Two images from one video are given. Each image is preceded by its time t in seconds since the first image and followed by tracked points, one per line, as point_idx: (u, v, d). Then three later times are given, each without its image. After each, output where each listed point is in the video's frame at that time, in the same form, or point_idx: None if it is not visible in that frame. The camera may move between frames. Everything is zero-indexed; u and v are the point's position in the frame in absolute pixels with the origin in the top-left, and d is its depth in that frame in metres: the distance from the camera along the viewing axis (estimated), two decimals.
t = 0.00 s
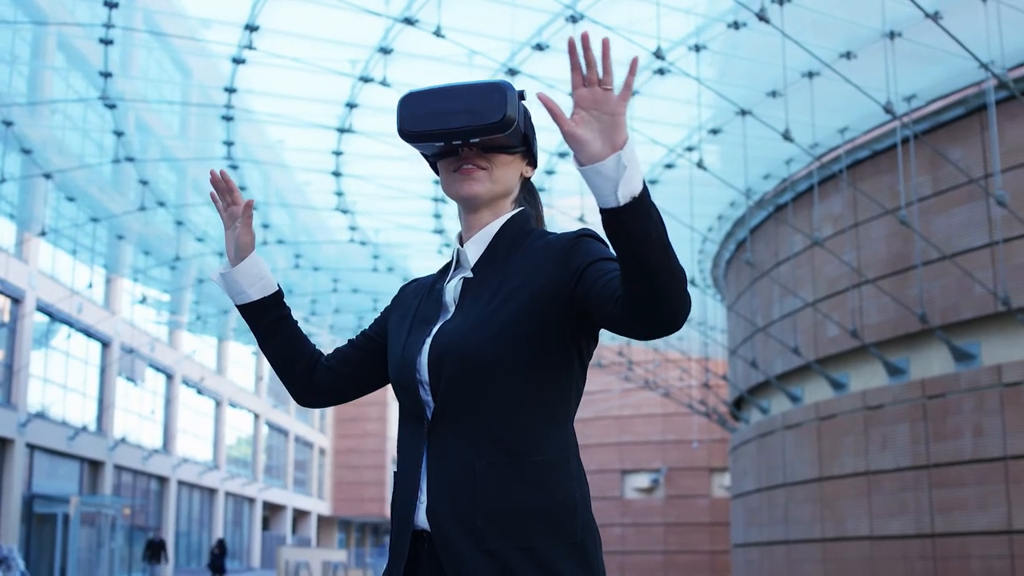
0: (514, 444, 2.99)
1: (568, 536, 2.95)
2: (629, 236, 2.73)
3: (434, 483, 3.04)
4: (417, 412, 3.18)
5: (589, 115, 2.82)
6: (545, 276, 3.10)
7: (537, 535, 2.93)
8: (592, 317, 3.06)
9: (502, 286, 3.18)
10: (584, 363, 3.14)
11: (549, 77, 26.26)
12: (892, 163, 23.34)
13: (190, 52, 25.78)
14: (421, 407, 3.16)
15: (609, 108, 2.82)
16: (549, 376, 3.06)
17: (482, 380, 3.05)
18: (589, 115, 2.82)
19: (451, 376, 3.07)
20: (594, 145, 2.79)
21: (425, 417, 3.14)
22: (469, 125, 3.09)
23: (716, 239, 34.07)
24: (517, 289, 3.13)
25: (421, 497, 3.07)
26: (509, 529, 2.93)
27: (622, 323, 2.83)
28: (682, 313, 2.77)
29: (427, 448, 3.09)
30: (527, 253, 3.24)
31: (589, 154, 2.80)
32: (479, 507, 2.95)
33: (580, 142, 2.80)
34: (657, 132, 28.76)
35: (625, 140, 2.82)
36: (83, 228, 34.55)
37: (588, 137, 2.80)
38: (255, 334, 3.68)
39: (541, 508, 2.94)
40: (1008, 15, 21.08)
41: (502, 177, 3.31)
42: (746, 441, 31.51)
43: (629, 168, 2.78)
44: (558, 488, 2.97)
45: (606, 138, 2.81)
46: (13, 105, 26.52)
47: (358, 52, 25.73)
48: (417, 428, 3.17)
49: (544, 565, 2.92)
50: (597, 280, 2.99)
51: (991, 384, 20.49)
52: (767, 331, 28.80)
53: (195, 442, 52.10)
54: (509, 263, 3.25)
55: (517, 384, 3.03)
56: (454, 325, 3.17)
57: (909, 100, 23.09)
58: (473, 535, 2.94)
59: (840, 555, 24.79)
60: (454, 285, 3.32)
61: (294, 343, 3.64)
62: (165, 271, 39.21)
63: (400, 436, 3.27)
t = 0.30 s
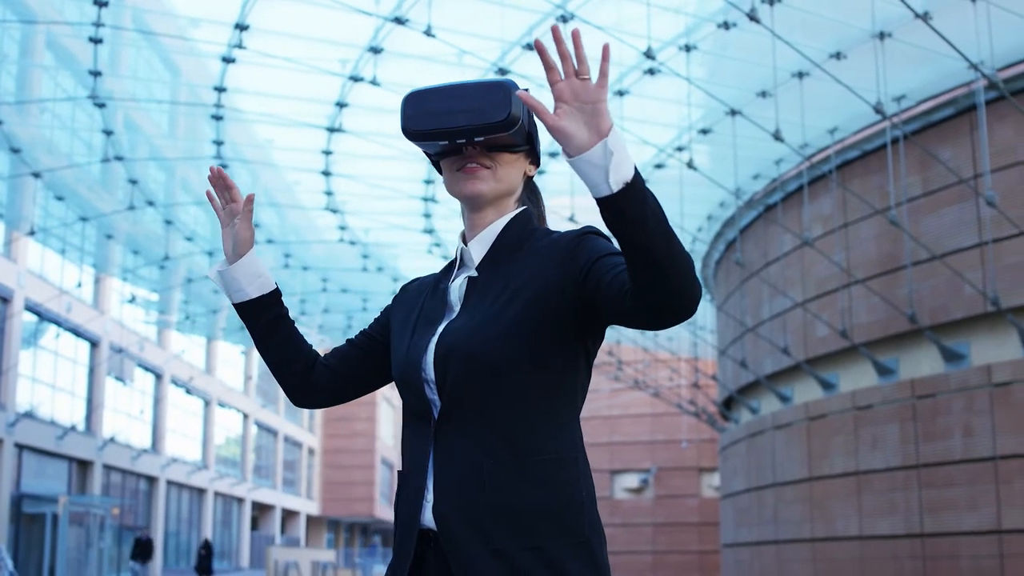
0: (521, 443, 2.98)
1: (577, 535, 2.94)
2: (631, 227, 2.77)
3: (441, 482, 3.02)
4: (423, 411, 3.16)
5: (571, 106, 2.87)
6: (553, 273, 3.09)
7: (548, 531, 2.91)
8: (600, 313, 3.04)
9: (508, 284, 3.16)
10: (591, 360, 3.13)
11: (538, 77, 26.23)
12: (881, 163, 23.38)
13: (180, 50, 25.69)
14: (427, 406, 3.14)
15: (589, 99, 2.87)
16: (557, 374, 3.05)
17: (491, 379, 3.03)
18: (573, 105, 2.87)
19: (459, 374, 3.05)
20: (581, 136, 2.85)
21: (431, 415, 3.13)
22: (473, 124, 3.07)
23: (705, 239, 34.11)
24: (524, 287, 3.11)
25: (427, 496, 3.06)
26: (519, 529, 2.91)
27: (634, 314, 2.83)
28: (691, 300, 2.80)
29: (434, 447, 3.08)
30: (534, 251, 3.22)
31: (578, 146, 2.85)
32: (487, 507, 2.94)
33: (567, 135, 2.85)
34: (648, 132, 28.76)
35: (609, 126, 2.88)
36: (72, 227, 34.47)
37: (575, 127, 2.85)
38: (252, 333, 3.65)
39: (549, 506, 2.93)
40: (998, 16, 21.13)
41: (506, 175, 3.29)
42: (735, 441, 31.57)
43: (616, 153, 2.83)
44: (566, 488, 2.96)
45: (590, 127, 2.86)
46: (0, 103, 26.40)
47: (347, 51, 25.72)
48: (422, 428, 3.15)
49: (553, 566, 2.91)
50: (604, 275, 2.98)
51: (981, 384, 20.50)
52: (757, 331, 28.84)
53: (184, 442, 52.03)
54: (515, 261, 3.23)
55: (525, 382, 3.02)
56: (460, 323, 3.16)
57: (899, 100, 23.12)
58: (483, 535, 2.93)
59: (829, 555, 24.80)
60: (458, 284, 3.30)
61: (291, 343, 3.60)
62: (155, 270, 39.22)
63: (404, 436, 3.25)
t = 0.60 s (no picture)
0: (532, 445, 3.05)
1: (587, 537, 3.01)
2: (649, 224, 2.83)
3: (451, 484, 3.08)
4: (432, 413, 3.22)
5: (577, 106, 2.92)
6: (562, 278, 3.14)
7: (558, 531, 2.98)
8: (611, 314, 3.10)
9: (518, 286, 3.21)
10: (600, 361, 3.19)
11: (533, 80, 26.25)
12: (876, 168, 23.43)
13: (174, 53, 25.64)
14: (437, 409, 3.20)
15: (599, 96, 2.92)
16: (567, 377, 3.11)
17: (502, 383, 3.09)
18: (580, 105, 2.92)
19: (470, 376, 3.11)
20: (589, 135, 2.89)
21: (441, 419, 3.19)
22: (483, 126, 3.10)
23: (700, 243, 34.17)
24: (533, 291, 3.16)
25: (438, 499, 3.12)
26: (530, 531, 2.98)
27: (648, 316, 2.90)
28: (711, 295, 2.86)
29: (445, 450, 3.13)
30: (543, 253, 3.27)
31: (587, 143, 2.89)
32: (499, 510, 3.01)
33: (575, 133, 2.89)
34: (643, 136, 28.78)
35: (616, 123, 2.92)
36: (66, 229, 34.42)
37: (582, 127, 2.89)
38: (252, 335, 3.67)
39: (559, 510, 2.99)
40: (992, 21, 21.18)
41: (513, 178, 3.31)
42: (729, 445, 31.61)
43: (625, 149, 2.88)
44: (574, 491, 3.03)
45: (597, 124, 2.91)
46: None
47: (343, 54, 25.74)
48: (432, 431, 3.21)
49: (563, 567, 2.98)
50: (618, 276, 3.02)
51: (975, 389, 20.52)
52: (751, 335, 28.90)
53: (176, 445, 51.97)
54: (524, 264, 3.28)
55: (535, 386, 3.08)
56: (470, 325, 3.21)
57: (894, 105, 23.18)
58: (493, 536, 3.00)
59: (822, 559, 24.83)
60: (467, 285, 3.34)
61: (290, 346, 3.63)
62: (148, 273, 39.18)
63: (411, 438, 3.30)
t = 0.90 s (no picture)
0: (542, 447, 3.05)
1: (596, 539, 3.02)
2: (670, 226, 2.88)
3: (459, 487, 3.09)
4: (439, 415, 3.22)
5: (596, 110, 2.96)
6: (573, 281, 3.15)
7: (567, 532, 2.98)
8: (622, 319, 3.12)
9: (528, 289, 3.22)
10: (608, 366, 3.21)
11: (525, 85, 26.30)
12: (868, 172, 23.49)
13: (166, 56, 25.59)
14: (445, 412, 3.20)
15: (615, 100, 2.97)
16: (576, 380, 3.12)
17: (512, 386, 3.10)
18: (599, 108, 2.97)
19: (480, 378, 3.12)
20: (611, 137, 2.94)
21: (450, 422, 3.19)
22: (490, 129, 3.11)
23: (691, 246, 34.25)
24: (542, 295, 3.17)
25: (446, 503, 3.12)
26: (540, 534, 2.98)
27: (664, 316, 2.93)
28: (731, 298, 2.89)
29: (454, 455, 3.14)
30: (551, 257, 3.28)
31: (610, 145, 2.93)
32: (509, 512, 3.01)
33: (595, 136, 2.94)
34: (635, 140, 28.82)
35: (637, 124, 2.97)
36: (58, 233, 34.37)
37: (603, 128, 2.94)
38: (249, 339, 3.67)
39: (568, 512, 2.99)
40: (984, 25, 21.24)
41: (517, 181, 3.33)
42: (720, 448, 31.69)
43: (646, 150, 2.92)
44: (582, 495, 3.03)
45: (618, 126, 2.96)
46: None
47: (335, 58, 25.75)
48: (440, 434, 3.21)
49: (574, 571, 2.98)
50: (630, 279, 3.04)
51: (967, 393, 20.57)
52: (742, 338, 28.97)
53: (168, 448, 51.93)
54: (532, 267, 3.29)
55: (547, 389, 3.09)
56: (479, 327, 3.21)
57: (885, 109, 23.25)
58: (503, 538, 3.00)
59: (814, 562, 24.87)
60: (473, 288, 3.34)
61: (289, 351, 3.64)
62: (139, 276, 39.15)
63: (417, 442, 3.30)
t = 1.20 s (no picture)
0: (547, 444, 3.06)
1: (600, 539, 3.01)
2: (687, 225, 2.87)
3: (462, 486, 3.07)
4: (442, 413, 3.21)
5: (618, 109, 2.98)
6: (578, 281, 3.17)
7: (571, 530, 2.97)
8: (626, 318, 3.13)
9: (531, 288, 3.23)
10: (611, 366, 3.21)
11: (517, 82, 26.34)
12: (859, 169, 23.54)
13: (156, 53, 25.51)
14: (447, 409, 3.20)
15: (636, 98, 2.99)
16: (579, 379, 3.13)
17: (515, 385, 3.10)
18: (620, 108, 2.99)
19: (484, 376, 3.11)
20: (635, 135, 2.94)
21: (453, 419, 3.18)
22: (491, 126, 3.11)
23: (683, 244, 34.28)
24: (547, 294, 3.17)
25: (448, 501, 3.11)
26: (545, 532, 2.97)
27: (677, 316, 2.94)
28: (744, 298, 2.90)
29: (456, 452, 3.13)
30: (554, 256, 3.28)
31: (631, 143, 2.94)
32: (512, 508, 3.00)
33: (619, 132, 2.95)
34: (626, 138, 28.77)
35: (659, 122, 2.98)
36: (48, 230, 34.30)
37: (627, 127, 2.95)
38: (245, 334, 3.66)
39: (572, 510, 2.99)
40: (975, 24, 21.28)
41: (518, 179, 3.32)
42: (711, 446, 31.74)
43: (667, 147, 2.93)
44: (586, 494, 3.02)
45: (641, 124, 2.97)
46: None
47: (327, 55, 25.74)
48: (442, 431, 3.20)
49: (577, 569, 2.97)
50: (639, 279, 3.06)
51: (958, 390, 20.60)
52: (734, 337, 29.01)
53: (159, 446, 51.90)
54: (534, 266, 3.29)
55: (551, 386, 3.10)
56: (482, 324, 3.22)
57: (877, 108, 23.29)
58: (506, 536, 2.99)
59: (804, 560, 24.91)
60: (475, 285, 3.34)
61: (285, 348, 3.63)
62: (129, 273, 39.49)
63: (416, 440, 3.29)
